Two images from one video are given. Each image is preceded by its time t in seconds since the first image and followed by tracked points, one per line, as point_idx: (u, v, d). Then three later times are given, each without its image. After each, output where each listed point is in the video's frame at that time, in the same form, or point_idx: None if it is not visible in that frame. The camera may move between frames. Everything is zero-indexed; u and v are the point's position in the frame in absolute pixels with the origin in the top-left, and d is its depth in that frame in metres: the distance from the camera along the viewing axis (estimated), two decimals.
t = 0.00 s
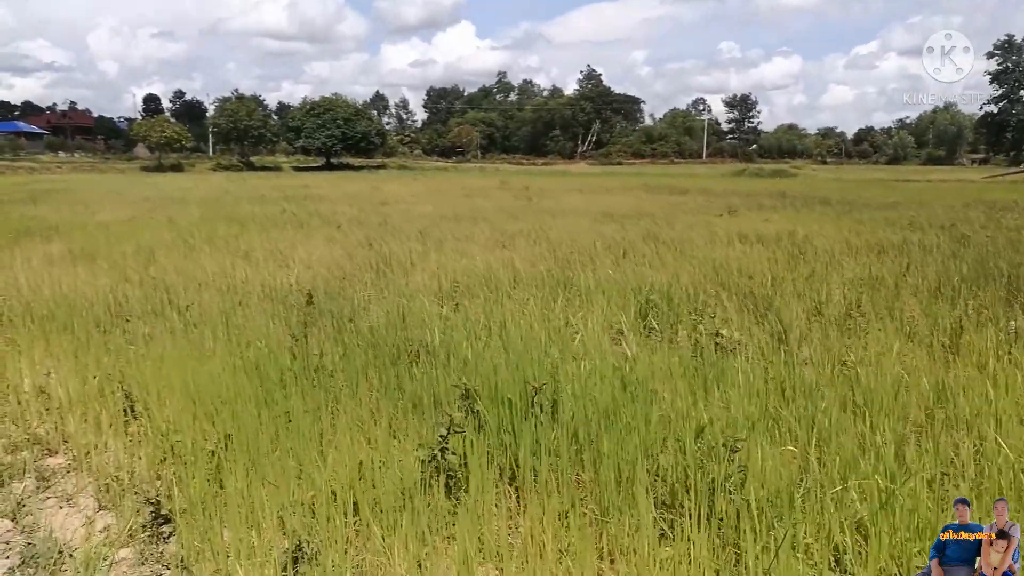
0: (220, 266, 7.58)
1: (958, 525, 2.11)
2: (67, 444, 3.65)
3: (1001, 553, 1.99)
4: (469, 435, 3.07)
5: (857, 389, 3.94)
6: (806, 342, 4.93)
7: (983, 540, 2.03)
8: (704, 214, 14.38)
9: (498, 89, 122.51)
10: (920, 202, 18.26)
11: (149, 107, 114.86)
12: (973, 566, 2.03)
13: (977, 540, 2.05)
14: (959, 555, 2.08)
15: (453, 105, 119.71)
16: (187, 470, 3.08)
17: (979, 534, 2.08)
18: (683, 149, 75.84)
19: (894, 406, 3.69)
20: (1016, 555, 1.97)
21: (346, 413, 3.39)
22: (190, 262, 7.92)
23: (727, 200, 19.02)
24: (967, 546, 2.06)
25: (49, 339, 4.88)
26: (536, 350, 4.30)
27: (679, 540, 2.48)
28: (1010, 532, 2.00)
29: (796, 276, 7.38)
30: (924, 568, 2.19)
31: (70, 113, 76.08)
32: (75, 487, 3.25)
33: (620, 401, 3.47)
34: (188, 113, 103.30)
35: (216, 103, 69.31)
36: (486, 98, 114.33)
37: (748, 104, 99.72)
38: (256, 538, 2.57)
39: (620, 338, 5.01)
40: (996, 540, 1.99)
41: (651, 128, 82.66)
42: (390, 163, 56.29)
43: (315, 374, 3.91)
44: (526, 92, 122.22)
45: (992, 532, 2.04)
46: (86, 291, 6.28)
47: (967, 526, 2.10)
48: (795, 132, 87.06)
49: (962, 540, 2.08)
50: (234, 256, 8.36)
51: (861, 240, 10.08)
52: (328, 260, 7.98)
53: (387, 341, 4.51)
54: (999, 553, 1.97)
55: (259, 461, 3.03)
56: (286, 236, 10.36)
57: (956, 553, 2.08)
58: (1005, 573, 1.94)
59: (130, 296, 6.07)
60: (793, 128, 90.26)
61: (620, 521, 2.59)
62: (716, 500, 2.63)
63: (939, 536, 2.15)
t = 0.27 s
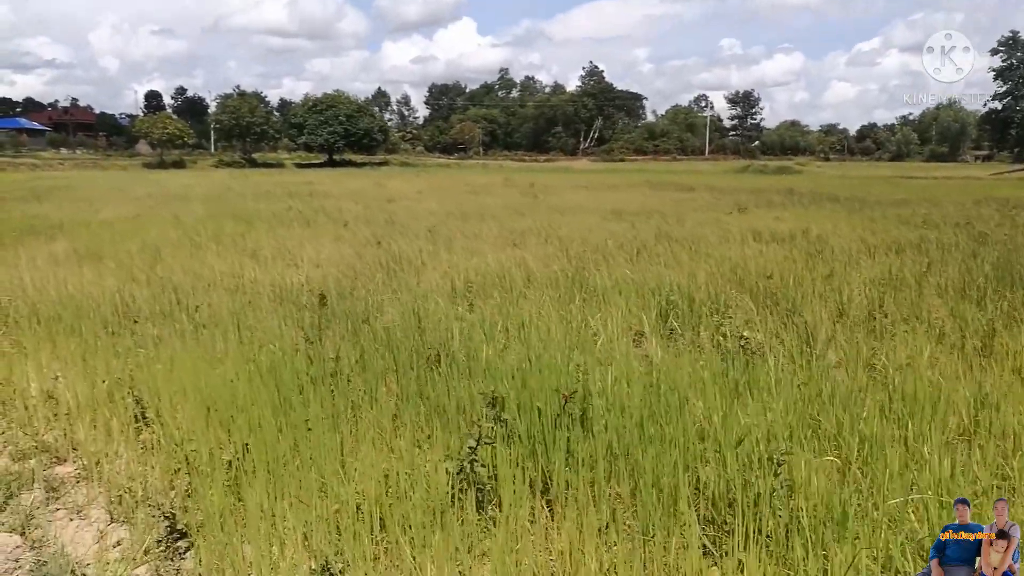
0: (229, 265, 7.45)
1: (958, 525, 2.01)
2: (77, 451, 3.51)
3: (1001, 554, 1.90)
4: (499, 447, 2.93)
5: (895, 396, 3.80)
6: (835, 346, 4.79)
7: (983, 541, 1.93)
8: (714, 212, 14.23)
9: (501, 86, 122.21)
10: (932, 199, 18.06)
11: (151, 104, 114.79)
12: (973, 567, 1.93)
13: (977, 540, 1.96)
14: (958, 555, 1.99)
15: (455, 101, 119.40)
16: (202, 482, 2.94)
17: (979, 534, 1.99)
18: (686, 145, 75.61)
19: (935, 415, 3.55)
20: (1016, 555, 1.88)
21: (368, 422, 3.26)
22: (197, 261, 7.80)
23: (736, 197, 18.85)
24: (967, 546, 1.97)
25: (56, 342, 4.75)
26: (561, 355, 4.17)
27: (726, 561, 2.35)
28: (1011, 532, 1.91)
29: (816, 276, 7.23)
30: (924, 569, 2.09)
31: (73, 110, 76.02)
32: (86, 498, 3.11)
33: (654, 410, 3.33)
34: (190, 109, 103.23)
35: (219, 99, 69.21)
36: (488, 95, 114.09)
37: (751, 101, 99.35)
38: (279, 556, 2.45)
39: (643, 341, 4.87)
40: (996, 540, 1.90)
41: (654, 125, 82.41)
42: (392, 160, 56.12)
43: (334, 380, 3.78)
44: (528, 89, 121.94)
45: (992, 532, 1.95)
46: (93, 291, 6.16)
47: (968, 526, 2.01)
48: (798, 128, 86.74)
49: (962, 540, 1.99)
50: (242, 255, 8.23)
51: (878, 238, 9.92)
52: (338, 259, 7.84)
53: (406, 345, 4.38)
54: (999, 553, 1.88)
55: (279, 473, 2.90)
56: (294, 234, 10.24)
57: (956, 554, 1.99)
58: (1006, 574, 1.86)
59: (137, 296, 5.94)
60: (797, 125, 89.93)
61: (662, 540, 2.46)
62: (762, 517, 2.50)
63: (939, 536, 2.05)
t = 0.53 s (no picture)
0: (235, 261, 7.26)
1: (958, 525, 2.06)
2: (79, 455, 3.34)
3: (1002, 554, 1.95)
4: (529, 454, 2.75)
5: (940, 398, 3.61)
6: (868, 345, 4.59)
7: (983, 541, 1.98)
8: (726, 207, 14.03)
9: (505, 82, 121.84)
10: (945, 194, 17.80)
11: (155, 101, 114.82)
12: (973, 567, 1.98)
13: (977, 540, 2.01)
14: (959, 555, 2.03)
15: (459, 97, 119.05)
16: (212, 488, 2.77)
17: (979, 534, 2.04)
18: (692, 142, 75.23)
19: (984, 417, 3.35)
20: (1017, 555, 1.93)
21: (387, 428, 3.08)
22: (203, 257, 7.64)
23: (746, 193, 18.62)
24: (967, 546, 2.02)
25: (58, 340, 4.57)
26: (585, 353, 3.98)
27: None
28: (1011, 532, 1.96)
29: (838, 272, 7.03)
30: (924, 568, 2.14)
31: (77, 106, 75.97)
32: (87, 505, 2.94)
33: (690, 414, 3.14)
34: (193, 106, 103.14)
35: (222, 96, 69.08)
36: (492, 91, 113.77)
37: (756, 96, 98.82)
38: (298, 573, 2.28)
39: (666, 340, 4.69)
40: (996, 540, 1.95)
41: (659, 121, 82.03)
42: (397, 156, 55.95)
43: (350, 381, 3.60)
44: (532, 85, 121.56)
45: (992, 532, 2.00)
46: (96, 287, 5.99)
47: (968, 525, 2.06)
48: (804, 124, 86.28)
49: (962, 540, 2.04)
50: (248, 250, 8.07)
51: (896, 234, 9.70)
52: (346, 255, 7.67)
53: (422, 343, 4.20)
54: (999, 553, 1.93)
55: (296, 483, 2.73)
56: (301, 229, 10.06)
57: (956, 553, 2.04)
58: (1006, 573, 1.91)
59: (142, 292, 5.78)
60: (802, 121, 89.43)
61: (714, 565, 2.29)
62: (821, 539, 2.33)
63: (940, 536, 2.10)
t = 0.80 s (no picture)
0: (245, 263, 7.09)
1: (958, 525, 2.07)
2: (84, 475, 3.14)
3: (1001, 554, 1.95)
4: (568, 483, 2.54)
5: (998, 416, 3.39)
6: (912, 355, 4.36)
7: (983, 541, 1.99)
8: (740, 208, 13.79)
9: (511, 81, 121.61)
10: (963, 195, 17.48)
11: (162, 100, 115.07)
12: (973, 567, 1.99)
13: (977, 540, 2.01)
14: (959, 555, 2.03)
15: (465, 96, 118.83)
16: (226, 518, 2.57)
17: (978, 534, 2.04)
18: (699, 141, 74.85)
19: None
20: (1017, 555, 1.93)
21: (414, 451, 2.88)
22: (212, 259, 7.47)
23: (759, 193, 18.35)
24: (967, 546, 2.02)
25: (61, 349, 4.37)
26: (618, 364, 3.76)
27: None
28: (1011, 532, 1.96)
29: (866, 276, 6.80)
30: (924, 567, 2.14)
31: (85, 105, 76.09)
32: (92, 530, 2.74)
33: (738, 433, 2.92)
34: (200, 105, 103.28)
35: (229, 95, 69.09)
36: (498, 90, 113.53)
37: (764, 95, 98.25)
38: None
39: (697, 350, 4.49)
40: (996, 540, 1.95)
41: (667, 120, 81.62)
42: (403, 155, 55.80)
43: (370, 397, 3.40)
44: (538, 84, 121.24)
45: (992, 532, 2.00)
46: (103, 291, 5.82)
47: (967, 526, 2.06)
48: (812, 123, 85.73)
49: (962, 540, 2.04)
50: (258, 252, 7.90)
51: (921, 236, 9.45)
52: (359, 257, 7.49)
53: (444, 353, 3.99)
54: (999, 553, 1.94)
55: (318, 513, 2.53)
56: (311, 230, 9.87)
57: (956, 554, 2.04)
58: (1006, 573, 1.91)
59: (150, 297, 5.60)
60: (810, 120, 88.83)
61: None
62: None
63: (939, 537, 2.10)
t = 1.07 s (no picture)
0: (258, 265, 6.94)
1: (958, 525, 2.11)
2: (94, 495, 2.97)
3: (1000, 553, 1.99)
4: (617, 516, 2.33)
5: None
6: (961, 366, 4.14)
7: (982, 541, 2.03)
8: (758, 207, 13.55)
9: (519, 78, 121.27)
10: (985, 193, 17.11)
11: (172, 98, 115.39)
12: (972, 566, 2.03)
13: (977, 540, 2.05)
14: (959, 554, 2.08)
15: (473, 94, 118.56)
16: (244, 550, 2.38)
17: (978, 533, 2.08)
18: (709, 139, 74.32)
19: None
20: (1015, 555, 1.98)
21: (446, 476, 2.67)
22: (225, 260, 7.33)
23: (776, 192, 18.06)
24: (967, 546, 2.06)
25: (70, 359, 4.18)
26: (655, 377, 3.56)
27: None
28: (1010, 532, 2.00)
29: (897, 279, 6.57)
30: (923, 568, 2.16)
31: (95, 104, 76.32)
32: (103, 558, 2.56)
33: (795, 456, 2.71)
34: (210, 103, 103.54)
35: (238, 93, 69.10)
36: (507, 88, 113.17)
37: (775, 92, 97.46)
38: None
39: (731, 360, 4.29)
40: (995, 540, 2.00)
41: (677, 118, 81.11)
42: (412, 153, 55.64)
43: (395, 414, 3.20)
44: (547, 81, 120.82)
45: (991, 532, 2.05)
46: (114, 295, 5.67)
47: (967, 526, 2.10)
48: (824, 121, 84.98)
49: (962, 539, 2.08)
50: (271, 253, 7.74)
51: (949, 237, 9.18)
52: (374, 259, 7.33)
53: (470, 365, 3.79)
54: (998, 553, 1.98)
55: (345, 547, 2.33)
56: (324, 230, 9.71)
57: (955, 553, 2.09)
58: (1005, 573, 1.95)
59: (162, 301, 5.46)
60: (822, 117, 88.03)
61: None
62: None
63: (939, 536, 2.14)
